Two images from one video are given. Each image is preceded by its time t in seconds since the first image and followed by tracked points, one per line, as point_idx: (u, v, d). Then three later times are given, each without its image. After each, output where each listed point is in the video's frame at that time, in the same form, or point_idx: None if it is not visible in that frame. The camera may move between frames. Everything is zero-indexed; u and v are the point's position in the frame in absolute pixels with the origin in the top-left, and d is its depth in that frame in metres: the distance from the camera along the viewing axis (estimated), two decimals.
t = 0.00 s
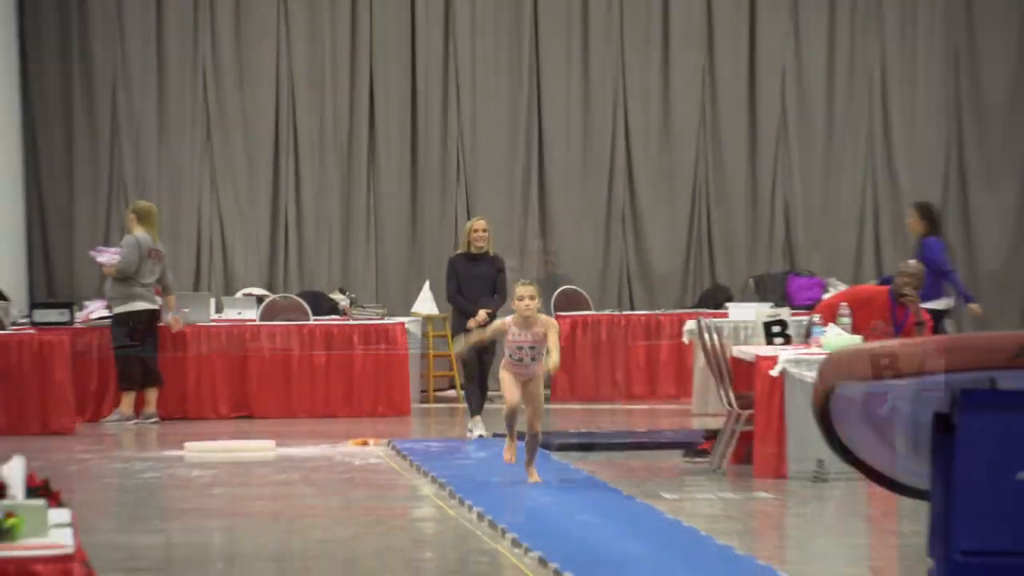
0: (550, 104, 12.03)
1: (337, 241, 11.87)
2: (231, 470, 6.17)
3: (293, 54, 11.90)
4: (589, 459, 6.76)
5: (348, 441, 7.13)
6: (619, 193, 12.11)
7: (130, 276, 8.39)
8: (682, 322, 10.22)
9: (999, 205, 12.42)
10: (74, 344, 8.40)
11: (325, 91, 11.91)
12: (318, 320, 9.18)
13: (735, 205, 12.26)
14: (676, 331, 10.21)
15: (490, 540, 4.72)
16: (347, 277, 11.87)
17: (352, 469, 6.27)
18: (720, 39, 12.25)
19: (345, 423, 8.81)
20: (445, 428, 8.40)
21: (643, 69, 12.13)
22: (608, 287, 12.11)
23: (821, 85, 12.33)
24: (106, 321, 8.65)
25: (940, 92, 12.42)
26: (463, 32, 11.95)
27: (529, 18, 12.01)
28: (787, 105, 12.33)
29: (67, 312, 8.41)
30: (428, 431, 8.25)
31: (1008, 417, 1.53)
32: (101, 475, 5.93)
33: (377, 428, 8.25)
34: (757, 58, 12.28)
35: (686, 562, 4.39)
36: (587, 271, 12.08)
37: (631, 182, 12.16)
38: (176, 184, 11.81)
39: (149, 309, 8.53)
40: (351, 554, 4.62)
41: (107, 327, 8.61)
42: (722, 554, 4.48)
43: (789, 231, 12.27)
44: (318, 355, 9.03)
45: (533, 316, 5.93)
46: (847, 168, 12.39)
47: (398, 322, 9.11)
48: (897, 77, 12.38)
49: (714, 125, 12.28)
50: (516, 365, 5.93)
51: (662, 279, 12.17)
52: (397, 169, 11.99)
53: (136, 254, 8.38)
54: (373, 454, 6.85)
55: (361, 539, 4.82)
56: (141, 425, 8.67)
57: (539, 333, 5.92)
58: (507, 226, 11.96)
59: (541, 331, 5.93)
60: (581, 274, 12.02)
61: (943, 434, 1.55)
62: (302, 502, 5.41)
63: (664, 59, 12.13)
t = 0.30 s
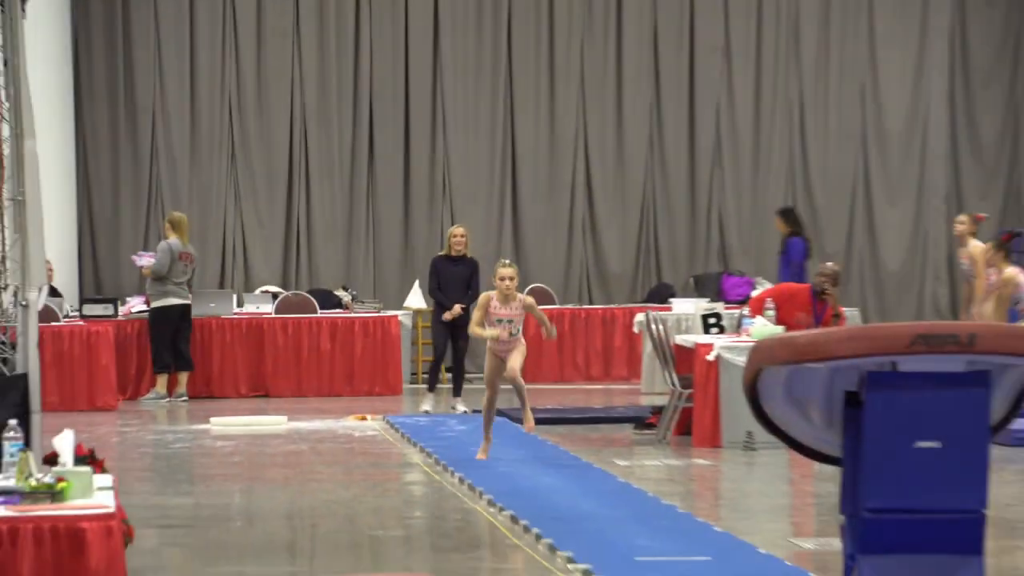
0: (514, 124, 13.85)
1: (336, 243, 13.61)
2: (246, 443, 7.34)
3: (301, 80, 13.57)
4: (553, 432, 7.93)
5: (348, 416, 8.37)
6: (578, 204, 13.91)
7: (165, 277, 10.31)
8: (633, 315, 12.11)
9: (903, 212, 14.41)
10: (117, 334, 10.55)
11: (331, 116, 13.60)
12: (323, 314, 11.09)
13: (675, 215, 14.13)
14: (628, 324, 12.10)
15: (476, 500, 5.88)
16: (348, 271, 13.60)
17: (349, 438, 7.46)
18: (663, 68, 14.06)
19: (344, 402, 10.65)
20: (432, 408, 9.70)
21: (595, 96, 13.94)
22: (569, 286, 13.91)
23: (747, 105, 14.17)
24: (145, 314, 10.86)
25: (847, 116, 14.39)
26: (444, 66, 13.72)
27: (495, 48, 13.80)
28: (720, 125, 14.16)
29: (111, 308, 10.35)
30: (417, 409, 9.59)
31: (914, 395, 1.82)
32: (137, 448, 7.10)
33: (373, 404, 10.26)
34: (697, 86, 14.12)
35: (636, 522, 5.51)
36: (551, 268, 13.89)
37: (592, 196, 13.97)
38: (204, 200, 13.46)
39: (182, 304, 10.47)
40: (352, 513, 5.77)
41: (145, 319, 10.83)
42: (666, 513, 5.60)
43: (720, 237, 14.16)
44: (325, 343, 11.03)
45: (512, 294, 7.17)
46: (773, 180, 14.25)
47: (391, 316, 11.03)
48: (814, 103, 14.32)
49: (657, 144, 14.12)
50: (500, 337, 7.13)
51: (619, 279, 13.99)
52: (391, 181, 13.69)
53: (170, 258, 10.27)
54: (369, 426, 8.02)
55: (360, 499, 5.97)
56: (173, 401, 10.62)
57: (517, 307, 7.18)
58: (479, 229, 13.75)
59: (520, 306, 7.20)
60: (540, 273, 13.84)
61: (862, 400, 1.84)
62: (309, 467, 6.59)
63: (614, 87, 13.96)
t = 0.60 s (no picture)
0: (491, 138, 15.02)
1: (337, 249, 14.80)
2: (256, 420, 8.35)
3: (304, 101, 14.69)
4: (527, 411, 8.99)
5: (348, 395, 9.41)
6: (547, 211, 15.08)
7: (189, 278, 11.40)
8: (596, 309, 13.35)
9: (827, 220, 15.62)
10: (148, 325, 11.69)
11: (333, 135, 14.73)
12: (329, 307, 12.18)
13: (630, 218, 15.28)
14: (591, 316, 13.35)
15: (462, 471, 6.90)
16: (348, 274, 14.80)
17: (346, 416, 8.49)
18: (620, 87, 15.20)
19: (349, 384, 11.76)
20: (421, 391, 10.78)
21: (559, 115, 15.11)
22: (540, 284, 15.09)
23: (691, 123, 15.32)
24: (173, 309, 12.01)
25: (779, 130, 15.55)
26: (424, 84, 14.88)
27: (471, 67, 14.96)
28: (671, 138, 15.31)
29: (142, 303, 11.54)
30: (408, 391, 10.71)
31: (837, 378, 2.34)
32: (161, 425, 8.10)
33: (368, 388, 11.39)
34: (649, 101, 15.28)
35: (599, 489, 6.50)
36: (523, 268, 15.10)
37: (562, 203, 15.14)
38: (223, 211, 14.60)
39: (205, 300, 11.51)
40: (353, 481, 6.75)
41: (172, 313, 11.98)
42: (626, 481, 6.59)
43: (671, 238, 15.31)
44: (328, 334, 12.11)
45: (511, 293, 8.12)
46: (714, 191, 15.43)
47: (386, 310, 12.09)
48: (754, 117, 15.48)
49: (615, 156, 15.27)
50: (496, 332, 8.03)
51: (587, 279, 15.18)
52: (385, 194, 14.91)
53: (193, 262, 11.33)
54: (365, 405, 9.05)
55: (359, 469, 6.96)
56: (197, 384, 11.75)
57: (512, 305, 8.08)
58: (458, 234, 14.92)
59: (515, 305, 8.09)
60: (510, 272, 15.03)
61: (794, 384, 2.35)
62: (314, 441, 7.60)
63: (575, 105, 15.13)
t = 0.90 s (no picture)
0: (482, 148, 15.80)
1: (343, 250, 15.50)
2: (267, 407, 9.06)
3: (314, 115, 15.45)
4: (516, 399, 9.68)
5: (350, 386, 10.15)
6: (532, 217, 15.88)
7: (206, 278, 12.55)
8: (577, 304, 14.06)
9: (785, 222, 16.47)
10: (170, 320, 12.77)
11: (339, 145, 15.48)
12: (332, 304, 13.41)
13: (607, 221, 16.05)
14: (572, 312, 14.07)
15: (456, 457, 7.56)
16: (352, 273, 15.51)
17: (349, 405, 9.19)
18: (597, 97, 15.99)
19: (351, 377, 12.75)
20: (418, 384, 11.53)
21: (543, 130, 15.89)
22: (526, 281, 15.84)
23: (662, 136, 16.14)
24: (191, 304, 13.09)
25: (737, 142, 16.37)
26: (418, 96, 15.64)
27: (462, 80, 15.75)
28: (644, 149, 16.13)
29: (165, 298, 12.53)
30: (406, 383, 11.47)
31: (796, 366, 2.66)
32: (181, 411, 8.81)
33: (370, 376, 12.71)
34: (623, 113, 16.08)
35: (581, 470, 7.15)
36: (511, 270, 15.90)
37: (545, 209, 15.90)
38: (238, 215, 15.33)
39: (221, 297, 12.64)
40: (355, 463, 7.42)
41: (191, 308, 13.07)
42: (604, 462, 7.26)
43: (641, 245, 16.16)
44: (333, 327, 13.37)
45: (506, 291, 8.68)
46: (683, 202, 16.27)
47: (385, 305, 13.45)
48: (720, 130, 16.32)
49: (594, 163, 16.04)
50: (495, 328, 8.64)
51: (570, 279, 15.96)
52: (386, 199, 15.64)
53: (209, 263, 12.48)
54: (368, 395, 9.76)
55: (362, 453, 7.64)
56: (214, 372, 12.90)
57: (512, 302, 8.66)
58: (449, 237, 15.70)
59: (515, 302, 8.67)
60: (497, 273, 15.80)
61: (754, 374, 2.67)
62: (319, 428, 8.29)
63: (557, 118, 15.92)
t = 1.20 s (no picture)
0: (469, 160, 16.64)
1: (339, 255, 16.36)
2: (271, 402, 9.65)
3: (313, 129, 16.32)
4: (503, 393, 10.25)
5: (349, 380, 10.74)
6: (516, 226, 16.72)
7: (212, 280, 13.28)
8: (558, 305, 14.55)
9: (750, 232, 17.26)
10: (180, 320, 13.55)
11: (337, 159, 16.35)
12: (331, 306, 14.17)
13: (585, 228, 16.90)
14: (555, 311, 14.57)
15: (446, 447, 8.12)
16: (349, 277, 16.37)
17: (346, 399, 9.77)
18: (576, 110, 16.82)
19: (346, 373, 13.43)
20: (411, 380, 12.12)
21: (527, 144, 16.74)
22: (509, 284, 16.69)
23: (637, 150, 16.95)
24: (199, 305, 13.86)
25: (706, 156, 17.15)
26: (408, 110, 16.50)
27: (452, 94, 16.57)
28: (620, 162, 16.94)
29: (174, 301, 13.35)
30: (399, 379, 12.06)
31: (759, 363, 3.24)
32: (191, 405, 9.41)
33: (364, 373, 13.42)
34: (601, 126, 16.91)
35: (562, 459, 7.72)
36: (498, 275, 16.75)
37: (528, 217, 16.75)
38: (244, 225, 16.23)
39: (226, 300, 13.40)
40: (352, 453, 7.98)
41: (199, 309, 13.84)
42: (583, 452, 7.81)
43: (618, 252, 17.01)
44: (331, 328, 14.14)
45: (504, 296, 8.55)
46: (657, 212, 17.07)
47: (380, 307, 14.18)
48: (694, 144, 17.12)
49: (574, 173, 16.88)
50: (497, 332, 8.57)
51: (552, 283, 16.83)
52: (379, 208, 16.50)
53: (215, 268, 13.26)
54: (364, 390, 10.34)
55: (358, 444, 8.19)
56: (221, 369, 13.62)
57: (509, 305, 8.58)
58: (437, 243, 16.56)
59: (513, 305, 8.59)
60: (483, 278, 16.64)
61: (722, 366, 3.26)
62: (317, 422, 8.85)
63: (540, 132, 16.76)
